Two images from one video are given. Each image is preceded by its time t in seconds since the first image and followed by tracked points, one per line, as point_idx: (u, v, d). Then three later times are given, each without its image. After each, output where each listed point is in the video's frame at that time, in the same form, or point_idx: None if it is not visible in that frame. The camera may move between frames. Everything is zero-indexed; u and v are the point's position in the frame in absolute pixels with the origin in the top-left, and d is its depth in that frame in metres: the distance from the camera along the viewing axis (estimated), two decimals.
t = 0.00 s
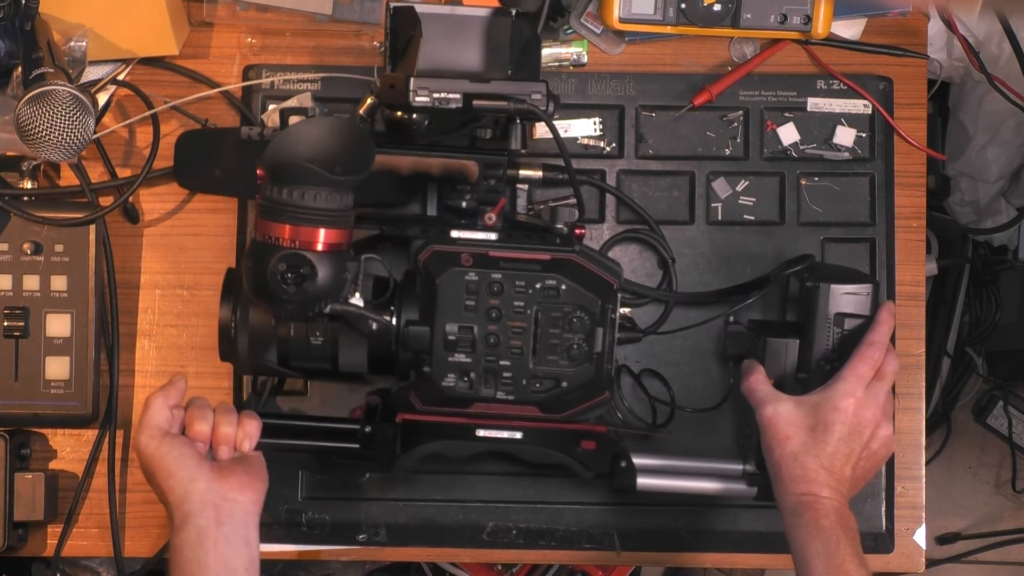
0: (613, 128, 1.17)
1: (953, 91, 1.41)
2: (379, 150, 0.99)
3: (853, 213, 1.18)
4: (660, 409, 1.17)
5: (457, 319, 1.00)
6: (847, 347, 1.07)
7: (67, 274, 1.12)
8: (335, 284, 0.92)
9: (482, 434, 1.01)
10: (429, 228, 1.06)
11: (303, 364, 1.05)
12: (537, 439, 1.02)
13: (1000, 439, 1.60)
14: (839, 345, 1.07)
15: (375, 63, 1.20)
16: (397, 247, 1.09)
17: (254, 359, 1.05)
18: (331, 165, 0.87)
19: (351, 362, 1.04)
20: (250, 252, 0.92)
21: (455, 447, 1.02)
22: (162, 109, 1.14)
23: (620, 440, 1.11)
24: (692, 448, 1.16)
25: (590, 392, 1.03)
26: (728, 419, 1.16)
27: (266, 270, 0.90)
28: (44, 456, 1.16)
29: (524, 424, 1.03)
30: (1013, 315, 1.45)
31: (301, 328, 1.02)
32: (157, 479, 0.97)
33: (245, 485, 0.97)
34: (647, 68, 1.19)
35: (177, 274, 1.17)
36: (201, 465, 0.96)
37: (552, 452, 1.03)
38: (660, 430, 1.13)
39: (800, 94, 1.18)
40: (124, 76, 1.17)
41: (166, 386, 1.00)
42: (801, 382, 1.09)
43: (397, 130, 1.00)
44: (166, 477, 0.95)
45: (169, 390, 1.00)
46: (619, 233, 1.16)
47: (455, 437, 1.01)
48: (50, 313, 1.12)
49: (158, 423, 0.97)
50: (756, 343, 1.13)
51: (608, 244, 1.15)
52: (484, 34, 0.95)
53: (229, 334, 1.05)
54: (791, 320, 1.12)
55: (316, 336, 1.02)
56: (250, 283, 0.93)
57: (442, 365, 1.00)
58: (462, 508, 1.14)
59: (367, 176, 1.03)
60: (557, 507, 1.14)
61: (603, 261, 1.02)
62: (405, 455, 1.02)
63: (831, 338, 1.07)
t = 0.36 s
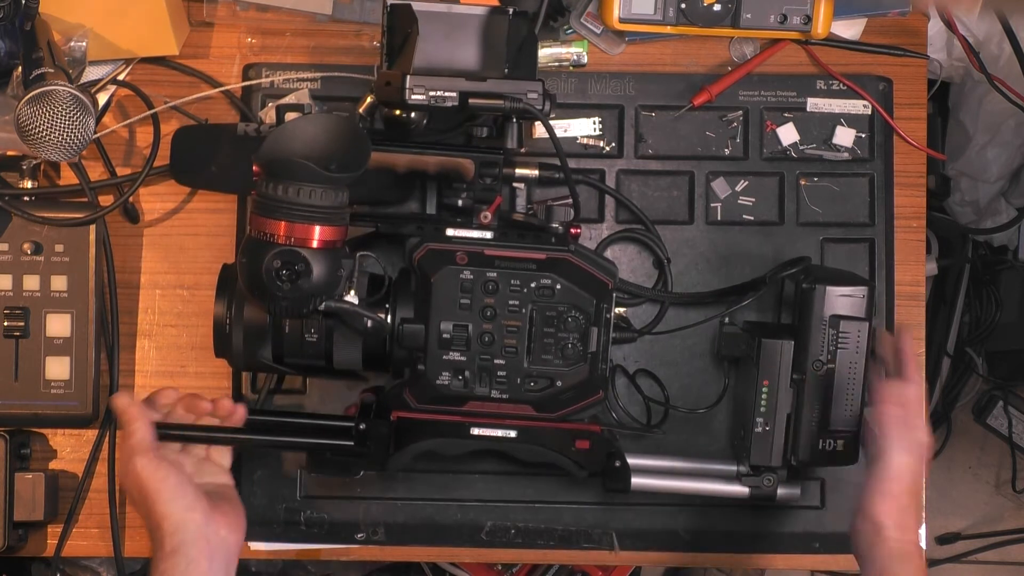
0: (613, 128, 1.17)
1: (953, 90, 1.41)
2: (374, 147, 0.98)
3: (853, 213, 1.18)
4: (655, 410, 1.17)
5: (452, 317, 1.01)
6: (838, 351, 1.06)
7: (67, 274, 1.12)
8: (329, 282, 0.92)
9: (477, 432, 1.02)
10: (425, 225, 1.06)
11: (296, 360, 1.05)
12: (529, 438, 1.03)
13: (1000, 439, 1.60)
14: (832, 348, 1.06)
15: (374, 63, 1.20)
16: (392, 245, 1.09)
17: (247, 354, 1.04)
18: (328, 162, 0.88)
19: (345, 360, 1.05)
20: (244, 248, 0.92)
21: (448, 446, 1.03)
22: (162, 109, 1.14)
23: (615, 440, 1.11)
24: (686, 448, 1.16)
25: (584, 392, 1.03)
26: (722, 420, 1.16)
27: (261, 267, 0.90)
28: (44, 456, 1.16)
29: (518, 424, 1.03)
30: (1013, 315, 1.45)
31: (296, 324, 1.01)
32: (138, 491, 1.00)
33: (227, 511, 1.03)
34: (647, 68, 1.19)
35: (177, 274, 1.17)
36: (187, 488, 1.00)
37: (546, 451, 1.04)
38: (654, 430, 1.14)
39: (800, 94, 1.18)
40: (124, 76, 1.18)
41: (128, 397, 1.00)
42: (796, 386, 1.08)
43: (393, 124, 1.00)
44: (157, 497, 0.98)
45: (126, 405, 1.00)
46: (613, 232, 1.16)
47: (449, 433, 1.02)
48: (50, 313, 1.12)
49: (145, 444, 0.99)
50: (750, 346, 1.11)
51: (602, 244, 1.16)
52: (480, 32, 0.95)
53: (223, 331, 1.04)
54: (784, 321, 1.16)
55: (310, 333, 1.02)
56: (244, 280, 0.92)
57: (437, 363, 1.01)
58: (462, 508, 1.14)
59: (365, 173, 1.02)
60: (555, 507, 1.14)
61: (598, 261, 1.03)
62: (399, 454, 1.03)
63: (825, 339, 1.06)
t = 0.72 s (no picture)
0: (613, 128, 1.17)
1: (953, 90, 1.41)
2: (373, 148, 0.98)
3: (853, 213, 1.18)
4: (655, 410, 1.17)
5: (452, 317, 1.01)
6: (838, 351, 1.07)
7: (67, 274, 1.12)
8: (329, 282, 0.92)
9: (477, 432, 1.02)
10: (424, 225, 1.06)
11: (297, 360, 1.05)
12: (530, 438, 1.03)
13: (1000, 439, 1.60)
14: (831, 348, 1.07)
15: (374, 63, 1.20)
16: (392, 246, 1.09)
17: (247, 353, 1.04)
18: (328, 162, 0.88)
19: (345, 360, 1.05)
20: (243, 249, 0.92)
21: (448, 446, 1.02)
22: (162, 109, 1.14)
23: (614, 440, 1.10)
24: (685, 447, 1.16)
25: (585, 392, 1.03)
26: (722, 419, 1.16)
27: (261, 266, 0.90)
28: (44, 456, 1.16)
29: (518, 423, 1.03)
30: (1013, 315, 1.45)
31: (296, 324, 1.01)
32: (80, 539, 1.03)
33: (181, 559, 1.06)
34: (647, 69, 1.19)
35: (177, 274, 1.17)
36: (131, 543, 1.02)
37: (547, 451, 1.03)
38: (655, 430, 1.14)
39: (800, 94, 1.18)
40: (124, 76, 1.18)
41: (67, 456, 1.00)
42: (796, 386, 1.09)
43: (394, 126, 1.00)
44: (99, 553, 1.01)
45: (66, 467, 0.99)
46: (613, 232, 1.17)
47: (449, 434, 1.02)
48: (50, 312, 1.12)
49: (88, 507, 1.00)
50: (751, 347, 1.11)
51: (603, 244, 1.16)
52: (480, 32, 0.95)
53: (223, 331, 1.04)
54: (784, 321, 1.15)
55: (309, 334, 1.02)
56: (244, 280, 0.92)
57: (436, 363, 1.01)
58: (461, 508, 1.14)
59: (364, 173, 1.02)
60: (555, 506, 1.14)
61: (597, 262, 1.03)
62: (399, 454, 1.03)
63: (824, 339, 1.07)
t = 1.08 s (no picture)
0: (613, 128, 1.17)
1: (953, 90, 1.41)
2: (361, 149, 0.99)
3: (853, 212, 1.18)
4: (653, 398, 1.17)
5: (447, 314, 1.01)
6: (835, 330, 1.06)
7: (67, 274, 1.12)
8: (322, 283, 0.92)
9: (477, 428, 1.01)
10: (415, 223, 1.04)
11: (293, 364, 1.05)
12: (530, 430, 1.02)
13: (1000, 439, 1.60)
14: (827, 328, 1.06)
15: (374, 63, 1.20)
16: (384, 246, 1.09)
17: (244, 357, 1.04)
18: (316, 164, 0.88)
19: (342, 360, 1.05)
20: (236, 254, 0.92)
21: (447, 443, 1.02)
22: (162, 109, 1.14)
23: (616, 430, 1.09)
24: (685, 438, 1.16)
25: (583, 382, 1.03)
26: (722, 403, 1.16)
27: (253, 270, 0.90)
28: (44, 456, 1.16)
29: (518, 417, 1.03)
30: (1013, 315, 1.45)
31: (290, 326, 1.01)
32: (97, 511, 1.01)
33: (189, 566, 1.04)
34: (647, 69, 1.19)
35: (177, 274, 1.17)
36: (162, 535, 1.00)
37: (547, 442, 1.02)
38: (654, 417, 1.14)
39: (800, 94, 1.18)
40: (124, 76, 1.18)
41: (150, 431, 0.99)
42: (794, 367, 1.09)
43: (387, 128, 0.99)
44: (118, 532, 0.99)
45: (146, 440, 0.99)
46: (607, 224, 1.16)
47: (450, 431, 1.01)
48: (50, 312, 1.12)
49: (144, 483, 0.99)
50: (747, 330, 1.11)
51: (597, 236, 1.15)
52: (462, 29, 0.96)
53: (218, 335, 1.04)
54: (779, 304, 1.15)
55: (305, 335, 1.02)
56: (238, 284, 0.93)
57: (433, 360, 1.01)
58: (462, 507, 1.14)
59: (350, 174, 1.02)
60: (555, 506, 1.14)
61: (592, 252, 1.04)
62: (399, 453, 1.03)
63: (820, 319, 1.07)
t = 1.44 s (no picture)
0: (613, 128, 1.17)
1: (953, 90, 1.41)
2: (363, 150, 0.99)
3: (853, 212, 1.18)
4: (654, 398, 1.17)
5: (448, 314, 1.00)
6: (835, 331, 1.07)
7: (67, 274, 1.12)
8: (324, 283, 0.92)
9: (478, 428, 1.02)
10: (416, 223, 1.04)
11: (294, 364, 1.05)
12: (530, 431, 1.02)
13: (1000, 439, 1.60)
14: (828, 329, 1.07)
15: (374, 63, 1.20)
16: (385, 246, 1.09)
17: (245, 358, 1.05)
18: (317, 165, 0.88)
19: (343, 360, 1.04)
20: (238, 255, 0.92)
21: (447, 443, 1.02)
22: (162, 109, 1.14)
23: (616, 429, 1.09)
24: (685, 438, 1.16)
25: (584, 383, 1.03)
26: (722, 404, 1.16)
27: (254, 270, 0.90)
28: (44, 456, 1.16)
29: (518, 417, 1.03)
30: (1013, 315, 1.45)
31: (291, 326, 1.01)
32: (172, 526, 0.97)
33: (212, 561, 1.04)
34: (647, 69, 1.19)
35: (177, 274, 1.17)
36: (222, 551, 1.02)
37: (547, 443, 1.03)
38: (654, 417, 1.14)
39: (800, 94, 1.18)
40: (124, 76, 1.18)
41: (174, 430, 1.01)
42: (795, 367, 1.09)
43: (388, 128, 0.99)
44: (193, 549, 0.98)
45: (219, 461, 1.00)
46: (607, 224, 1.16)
47: (450, 432, 1.02)
48: (50, 312, 1.12)
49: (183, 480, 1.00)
50: (747, 331, 1.11)
51: (597, 236, 1.15)
52: (464, 29, 0.96)
53: (219, 337, 1.04)
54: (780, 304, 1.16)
55: (306, 335, 1.02)
56: (239, 285, 0.93)
57: (434, 360, 1.01)
58: (462, 507, 1.14)
59: (351, 174, 1.02)
60: (555, 506, 1.14)
61: (591, 253, 1.03)
62: (400, 452, 1.03)
63: (820, 320, 1.07)
